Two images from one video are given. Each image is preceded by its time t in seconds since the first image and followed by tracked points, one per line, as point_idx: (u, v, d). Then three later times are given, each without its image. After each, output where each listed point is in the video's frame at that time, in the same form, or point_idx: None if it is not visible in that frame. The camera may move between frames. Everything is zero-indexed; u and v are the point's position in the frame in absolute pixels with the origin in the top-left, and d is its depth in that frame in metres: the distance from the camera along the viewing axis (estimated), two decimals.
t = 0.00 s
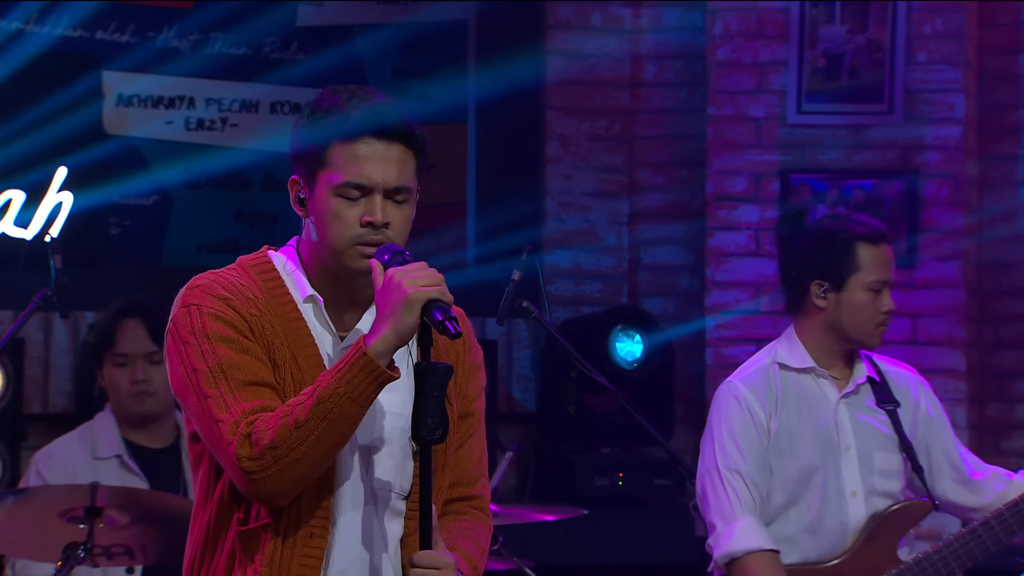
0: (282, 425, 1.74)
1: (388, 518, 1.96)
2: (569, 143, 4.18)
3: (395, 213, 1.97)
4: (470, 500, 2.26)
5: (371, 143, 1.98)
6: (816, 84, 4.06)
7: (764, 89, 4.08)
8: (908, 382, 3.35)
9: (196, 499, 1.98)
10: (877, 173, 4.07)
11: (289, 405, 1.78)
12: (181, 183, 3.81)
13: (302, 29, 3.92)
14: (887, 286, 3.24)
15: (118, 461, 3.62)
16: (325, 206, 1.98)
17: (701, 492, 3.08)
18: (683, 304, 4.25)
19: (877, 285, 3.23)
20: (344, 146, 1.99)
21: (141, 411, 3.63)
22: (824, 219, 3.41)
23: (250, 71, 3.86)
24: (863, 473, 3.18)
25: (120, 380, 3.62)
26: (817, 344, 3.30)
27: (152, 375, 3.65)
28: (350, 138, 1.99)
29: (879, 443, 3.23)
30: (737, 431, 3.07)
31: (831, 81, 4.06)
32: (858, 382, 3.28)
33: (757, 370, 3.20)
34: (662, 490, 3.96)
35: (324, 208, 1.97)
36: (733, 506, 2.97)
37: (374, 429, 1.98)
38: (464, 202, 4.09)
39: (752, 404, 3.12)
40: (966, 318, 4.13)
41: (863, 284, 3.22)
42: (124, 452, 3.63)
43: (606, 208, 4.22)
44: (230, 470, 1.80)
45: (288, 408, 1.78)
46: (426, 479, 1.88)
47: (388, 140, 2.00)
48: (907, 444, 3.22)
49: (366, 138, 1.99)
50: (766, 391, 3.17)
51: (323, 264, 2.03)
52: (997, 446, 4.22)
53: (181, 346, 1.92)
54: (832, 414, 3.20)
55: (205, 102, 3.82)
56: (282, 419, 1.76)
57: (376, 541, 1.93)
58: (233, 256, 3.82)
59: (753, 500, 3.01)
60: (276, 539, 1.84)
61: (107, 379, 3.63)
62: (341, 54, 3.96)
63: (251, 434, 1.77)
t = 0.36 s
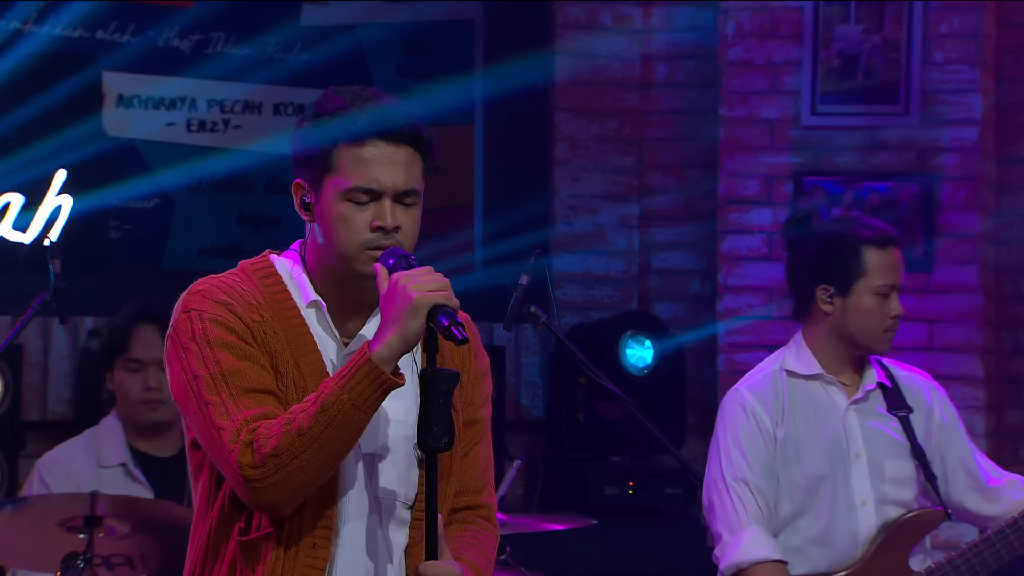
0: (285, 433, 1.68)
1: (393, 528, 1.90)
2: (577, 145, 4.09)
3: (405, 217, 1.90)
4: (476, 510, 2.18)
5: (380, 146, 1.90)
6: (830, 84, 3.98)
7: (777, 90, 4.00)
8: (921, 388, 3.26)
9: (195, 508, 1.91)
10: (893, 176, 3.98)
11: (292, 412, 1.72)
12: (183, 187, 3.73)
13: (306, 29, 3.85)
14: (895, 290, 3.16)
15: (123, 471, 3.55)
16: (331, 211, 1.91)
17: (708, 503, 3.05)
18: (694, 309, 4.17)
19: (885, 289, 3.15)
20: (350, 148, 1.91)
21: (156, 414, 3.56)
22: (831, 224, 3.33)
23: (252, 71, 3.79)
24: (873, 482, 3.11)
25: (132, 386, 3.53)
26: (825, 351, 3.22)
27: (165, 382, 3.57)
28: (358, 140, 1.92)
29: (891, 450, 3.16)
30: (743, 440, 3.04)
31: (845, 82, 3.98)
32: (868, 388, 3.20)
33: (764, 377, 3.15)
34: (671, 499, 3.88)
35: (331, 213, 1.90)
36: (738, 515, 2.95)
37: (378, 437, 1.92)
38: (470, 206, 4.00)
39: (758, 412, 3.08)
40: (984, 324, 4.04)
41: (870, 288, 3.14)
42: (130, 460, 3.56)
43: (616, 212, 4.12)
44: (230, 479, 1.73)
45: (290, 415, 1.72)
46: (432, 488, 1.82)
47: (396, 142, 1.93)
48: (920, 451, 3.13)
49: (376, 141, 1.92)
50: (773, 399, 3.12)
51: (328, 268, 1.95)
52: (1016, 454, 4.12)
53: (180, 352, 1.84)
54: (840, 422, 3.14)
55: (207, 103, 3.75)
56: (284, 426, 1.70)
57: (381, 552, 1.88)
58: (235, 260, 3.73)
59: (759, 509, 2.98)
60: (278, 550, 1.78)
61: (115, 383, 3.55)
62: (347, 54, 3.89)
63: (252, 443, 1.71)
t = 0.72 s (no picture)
0: (287, 441, 1.64)
1: (397, 539, 1.86)
2: (586, 148, 4.01)
3: (408, 219, 1.83)
4: (482, 520, 2.11)
5: (382, 146, 1.84)
6: (844, 85, 3.89)
7: (790, 91, 3.92)
8: (934, 394, 3.15)
9: (195, 519, 1.88)
10: (908, 179, 3.90)
11: (295, 420, 1.68)
12: (185, 191, 3.67)
13: (308, 29, 3.77)
14: (907, 295, 3.07)
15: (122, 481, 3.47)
16: (334, 213, 1.84)
17: (717, 513, 2.98)
18: (705, 315, 4.09)
19: (896, 294, 3.06)
20: (352, 149, 1.84)
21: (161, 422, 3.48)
22: (840, 227, 3.26)
23: (254, 72, 3.73)
24: (885, 492, 3.02)
25: (138, 398, 3.45)
26: (836, 357, 3.14)
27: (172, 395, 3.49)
28: (360, 141, 1.85)
29: (902, 458, 3.06)
30: (752, 449, 2.97)
31: (859, 83, 3.89)
32: (879, 396, 3.10)
33: (773, 386, 3.08)
34: (683, 508, 3.79)
35: (333, 215, 1.84)
36: (747, 526, 2.88)
37: (382, 445, 1.88)
38: (477, 209, 3.94)
39: (768, 421, 3.01)
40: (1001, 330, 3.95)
41: (880, 293, 3.06)
42: (129, 471, 3.48)
43: (626, 215, 4.04)
44: (232, 488, 1.69)
45: (294, 423, 1.68)
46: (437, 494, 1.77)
47: (399, 143, 1.85)
48: (933, 459, 3.03)
49: (378, 142, 1.85)
50: (782, 408, 3.04)
51: (331, 271, 1.89)
52: None
53: (182, 358, 1.79)
54: (851, 432, 3.05)
55: (208, 105, 3.68)
56: (286, 435, 1.65)
57: (384, 563, 1.83)
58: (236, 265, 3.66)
59: (768, 520, 2.91)
60: (280, 560, 1.75)
61: (118, 393, 3.46)
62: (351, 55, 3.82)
63: (255, 451, 1.66)
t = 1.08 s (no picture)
0: (288, 450, 1.61)
1: (402, 548, 1.85)
2: (594, 149, 3.93)
3: (413, 222, 1.81)
4: (490, 529, 2.07)
5: (387, 147, 1.81)
6: (857, 86, 3.81)
7: (802, 92, 3.84)
8: (953, 402, 3.07)
9: (196, 528, 1.85)
10: (923, 181, 3.83)
11: (296, 428, 1.65)
12: (185, 193, 3.59)
13: (311, 28, 3.70)
14: (926, 301, 3.00)
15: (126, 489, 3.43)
16: (337, 215, 1.82)
17: (729, 521, 2.90)
18: (715, 320, 4.01)
19: (914, 300, 2.99)
20: (357, 151, 1.82)
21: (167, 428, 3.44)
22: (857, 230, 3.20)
23: (255, 72, 3.65)
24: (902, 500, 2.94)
25: (147, 399, 3.43)
26: (853, 364, 3.06)
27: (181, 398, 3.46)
28: (365, 143, 1.83)
29: (920, 467, 2.97)
30: (766, 456, 2.89)
31: (873, 84, 3.80)
32: (897, 403, 3.02)
33: (788, 392, 3.00)
34: (693, 517, 3.70)
35: (337, 217, 1.81)
36: (761, 535, 2.80)
37: (388, 451, 1.87)
38: (483, 212, 3.88)
39: (782, 428, 2.93)
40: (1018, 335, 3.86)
41: (898, 299, 2.99)
42: (133, 479, 3.43)
43: (635, 219, 3.97)
44: (232, 497, 1.66)
45: (295, 431, 1.65)
46: (441, 504, 1.72)
47: (405, 145, 1.83)
48: (951, 469, 2.95)
49: (383, 143, 1.83)
50: (797, 414, 2.97)
51: (335, 275, 1.87)
52: None
53: (183, 364, 1.76)
54: (868, 439, 2.97)
55: (209, 106, 3.60)
56: (288, 443, 1.62)
57: (389, 571, 1.83)
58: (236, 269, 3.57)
59: (782, 529, 2.83)
60: (283, 571, 1.73)
61: (124, 397, 3.43)
62: (356, 57, 3.75)
63: (257, 460, 1.63)
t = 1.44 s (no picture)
0: (291, 456, 1.57)
1: (407, 556, 1.78)
2: (602, 150, 3.85)
3: (419, 220, 1.74)
4: (496, 537, 2.03)
5: (391, 145, 1.75)
6: (869, 86, 3.75)
7: (813, 91, 3.76)
8: (973, 409, 2.99)
9: (197, 535, 1.82)
10: (935, 183, 3.76)
11: (299, 434, 1.61)
12: (184, 195, 3.51)
13: (314, 27, 3.63)
14: (946, 308, 2.94)
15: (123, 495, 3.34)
16: (341, 214, 1.76)
17: (744, 527, 2.84)
18: (725, 324, 3.93)
19: (934, 306, 2.93)
20: (359, 149, 1.76)
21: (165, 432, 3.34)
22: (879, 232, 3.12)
23: (253, 72, 3.56)
24: (920, 508, 2.87)
25: (142, 405, 3.32)
26: (870, 369, 2.99)
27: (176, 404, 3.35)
28: (368, 140, 1.77)
29: (938, 475, 2.90)
30: (782, 461, 2.82)
31: (884, 83, 3.74)
32: (916, 409, 2.94)
33: (804, 397, 2.93)
34: (702, 525, 3.64)
35: (341, 216, 1.75)
36: (777, 541, 2.74)
37: (392, 456, 1.81)
38: (487, 214, 3.85)
39: (799, 433, 2.86)
40: None
41: (918, 305, 2.92)
42: (130, 485, 3.34)
43: (642, 220, 3.90)
44: (234, 504, 1.62)
45: (298, 437, 1.61)
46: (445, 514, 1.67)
47: (410, 141, 1.77)
48: (970, 477, 2.87)
49: (387, 140, 1.77)
50: (814, 419, 2.90)
51: (339, 276, 1.81)
52: None
53: (184, 368, 1.72)
54: (885, 445, 2.90)
55: (208, 106, 3.53)
56: (291, 450, 1.59)
57: None
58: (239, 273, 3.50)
59: (799, 535, 2.77)
60: None
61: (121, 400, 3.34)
62: (359, 57, 3.68)
63: (258, 467, 1.59)
